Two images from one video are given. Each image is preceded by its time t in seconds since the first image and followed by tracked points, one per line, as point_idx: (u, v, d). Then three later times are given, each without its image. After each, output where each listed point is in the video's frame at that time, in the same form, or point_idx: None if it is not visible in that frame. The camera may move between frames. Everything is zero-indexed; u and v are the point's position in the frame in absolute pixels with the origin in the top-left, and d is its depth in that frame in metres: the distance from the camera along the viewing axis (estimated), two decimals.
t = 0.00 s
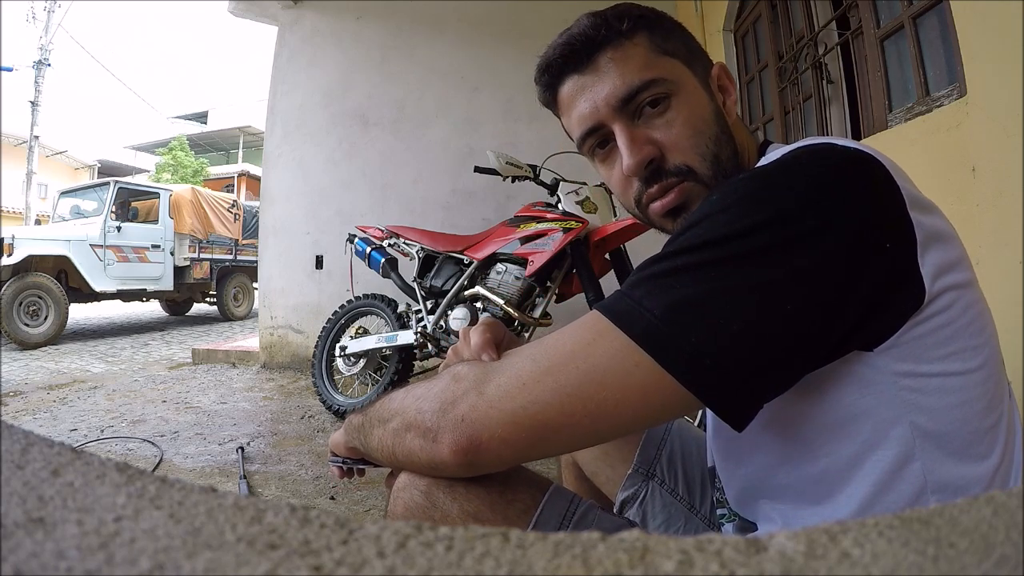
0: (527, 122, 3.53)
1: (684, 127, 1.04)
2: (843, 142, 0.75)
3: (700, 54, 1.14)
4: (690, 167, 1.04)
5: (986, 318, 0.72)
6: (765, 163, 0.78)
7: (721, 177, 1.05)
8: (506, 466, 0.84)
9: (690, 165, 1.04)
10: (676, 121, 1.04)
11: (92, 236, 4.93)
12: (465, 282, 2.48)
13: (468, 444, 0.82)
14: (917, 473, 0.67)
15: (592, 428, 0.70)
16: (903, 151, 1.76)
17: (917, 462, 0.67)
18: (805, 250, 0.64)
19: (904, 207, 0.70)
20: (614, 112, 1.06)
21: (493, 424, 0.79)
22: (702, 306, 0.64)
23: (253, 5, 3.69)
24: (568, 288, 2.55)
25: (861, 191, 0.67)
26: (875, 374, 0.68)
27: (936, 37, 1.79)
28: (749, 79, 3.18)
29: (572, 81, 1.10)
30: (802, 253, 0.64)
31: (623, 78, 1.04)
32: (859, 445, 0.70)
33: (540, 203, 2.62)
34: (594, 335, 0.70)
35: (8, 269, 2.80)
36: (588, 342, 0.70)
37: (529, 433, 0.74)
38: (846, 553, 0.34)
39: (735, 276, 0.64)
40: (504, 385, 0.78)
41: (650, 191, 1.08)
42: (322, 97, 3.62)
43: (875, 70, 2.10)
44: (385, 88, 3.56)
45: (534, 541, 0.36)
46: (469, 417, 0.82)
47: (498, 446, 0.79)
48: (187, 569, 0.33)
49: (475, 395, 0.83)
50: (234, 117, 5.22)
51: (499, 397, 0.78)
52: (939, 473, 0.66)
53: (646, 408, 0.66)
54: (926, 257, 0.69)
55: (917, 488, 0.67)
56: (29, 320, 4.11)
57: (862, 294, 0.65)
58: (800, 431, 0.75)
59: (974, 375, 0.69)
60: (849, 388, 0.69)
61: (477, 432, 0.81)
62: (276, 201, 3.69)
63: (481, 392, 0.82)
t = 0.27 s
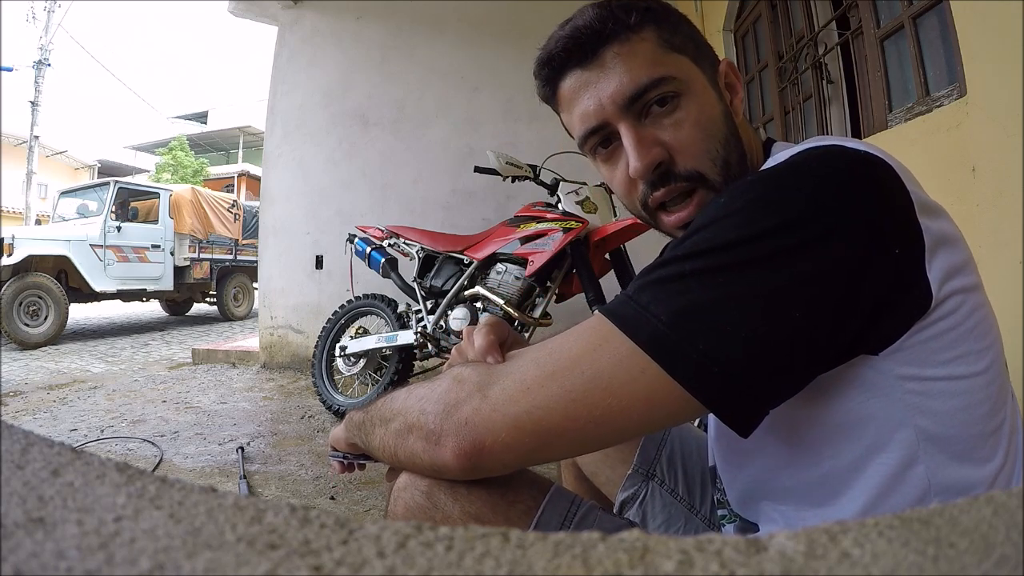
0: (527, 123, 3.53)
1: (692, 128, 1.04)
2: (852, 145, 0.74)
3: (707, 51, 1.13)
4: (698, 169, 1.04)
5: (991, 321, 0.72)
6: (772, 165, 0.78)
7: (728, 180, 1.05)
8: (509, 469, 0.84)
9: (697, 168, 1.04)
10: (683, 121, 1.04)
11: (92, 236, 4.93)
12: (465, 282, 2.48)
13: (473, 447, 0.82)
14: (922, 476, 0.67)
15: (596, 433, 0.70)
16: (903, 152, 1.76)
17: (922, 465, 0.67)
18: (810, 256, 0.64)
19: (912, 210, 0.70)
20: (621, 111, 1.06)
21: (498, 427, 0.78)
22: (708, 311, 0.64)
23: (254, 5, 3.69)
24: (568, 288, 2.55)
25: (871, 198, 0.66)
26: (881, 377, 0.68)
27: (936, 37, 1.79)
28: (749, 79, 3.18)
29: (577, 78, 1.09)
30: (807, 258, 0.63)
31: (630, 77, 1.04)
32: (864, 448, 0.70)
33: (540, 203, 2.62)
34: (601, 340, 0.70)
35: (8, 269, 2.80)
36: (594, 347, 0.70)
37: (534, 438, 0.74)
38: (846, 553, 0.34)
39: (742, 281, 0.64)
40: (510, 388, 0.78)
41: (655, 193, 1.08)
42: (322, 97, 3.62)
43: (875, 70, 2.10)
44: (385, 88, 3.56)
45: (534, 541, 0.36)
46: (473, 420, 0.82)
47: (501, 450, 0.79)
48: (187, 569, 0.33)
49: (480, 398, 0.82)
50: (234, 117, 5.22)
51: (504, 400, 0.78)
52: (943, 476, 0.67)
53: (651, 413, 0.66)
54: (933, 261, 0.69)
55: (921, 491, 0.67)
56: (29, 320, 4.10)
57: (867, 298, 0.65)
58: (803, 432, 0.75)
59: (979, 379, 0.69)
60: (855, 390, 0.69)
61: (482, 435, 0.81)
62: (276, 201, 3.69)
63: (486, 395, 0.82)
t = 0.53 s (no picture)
0: (527, 123, 3.53)
1: (692, 130, 1.04)
2: (856, 144, 0.74)
3: (707, 51, 1.13)
4: (699, 172, 1.04)
5: (995, 321, 0.72)
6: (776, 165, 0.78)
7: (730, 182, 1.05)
8: (512, 470, 0.84)
9: (698, 171, 1.05)
10: (684, 124, 1.04)
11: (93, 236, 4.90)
12: (465, 282, 2.48)
13: (475, 448, 0.82)
14: (926, 477, 0.67)
15: (600, 434, 0.70)
16: (903, 152, 1.76)
17: (926, 466, 0.67)
18: (815, 256, 0.64)
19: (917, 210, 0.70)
20: (621, 114, 1.06)
21: (502, 429, 0.78)
22: (712, 312, 0.64)
23: (253, 5, 3.69)
24: (568, 288, 2.54)
25: (876, 199, 0.66)
26: (884, 378, 0.68)
27: (936, 37, 1.79)
28: (749, 79, 3.18)
29: (577, 81, 1.09)
30: (812, 259, 0.63)
31: (630, 80, 1.04)
32: (867, 449, 0.70)
33: (540, 203, 2.62)
34: (605, 340, 0.70)
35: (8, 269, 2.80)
36: (597, 348, 0.70)
37: (537, 438, 0.74)
38: (846, 553, 0.34)
39: (747, 282, 0.64)
40: (514, 388, 0.78)
41: (657, 197, 1.08)
42: (321, 97, 3.62)
43: (875, 70, 2.10)
44: (385, 88, 3.56)
45: (534, 541, 0.36)
46: (475, 421, 0.82)
47: (504, 451, 0.79)
48: (187, 569, 0.33)
49: (483, 399, 0.82)
50: (234, 117, 5.22)
51: (507, 401, 0.78)
52: (946, 477, 0.67)
53: (655, 415, 0.66)
54: (938, 261, 0.69)
55: (925, 492, 0.67)
56: (29, 320, 4.10)
57: (872, 299, 0.65)
58: (807, 433, 0.75)
59: (983, 379, 0.69)
60: (859, 391, 0.69)
61: (485, 436, 0.81)
62: (276, 201, 3.69)
63: (488, 396, 0.81)
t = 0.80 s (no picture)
0: (528, 123, 3.53)
1: (688, 132, 1.04)
2: (852, 144, 0.74)
3: (703, 54, 1.13)
4: (695, 173, 1.04)
5: (993, 320, 0.72)
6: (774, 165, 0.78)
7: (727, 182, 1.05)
8: (511, 470, 0.84)
9: (695, 171, 1.04)
10: (679, 126, 1.04)
11: (92, 236, 4.94)
12: (464, 282, 2.48)
13: (475, 447, 0.82)
14: (925, 476, 0.67)
15: (599, 433, 0.70)
16: (903, 152, 1.76)
17: (924, 465, 0.67)
18: (814, 255, 0.64)
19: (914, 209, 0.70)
20: (616, 118, 1.06)
21: (501, 428, 0.78)
22: (711, 311, 0.64)
23: (253, 5, 3.69)
24: (568, 288, 2.54)
25: (874, 197, 0.66)
26: (881, 377, 0.68)
27: (937, 37, 1.79)
28: (749, 79, 3.17)
29: (572, 86, 1.09)
30: (811, 257, 0.64)
31: (624, 84, 1.04)
32: (866, 448, 0.70)
33: (540, 203, 2.62)
34: (603, 339, 0.70)
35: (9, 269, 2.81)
36: (596, 346, 0.70)
37: (536, 438, 0.74)
38: (846, 553, 0.34)
39: (746, 281, 0.64)
40: (512, 388, 0.78)
41: (654, 198, 1.08)
42: (322, 97, 3.62)
43: (875, 71, 2.10)
44: (385, 88, 3.56)
45: (534, 541, 0.36)
46: (474, 421, 0.82)
47: (504, 451, 0.79)
48: (187, 569, 0.32)
49: (482, 398, 0.82)
50: (234, 117, 5.22)
51: (506, 400, 0.78)
52: (945, 476, 0.67)
53: (655, 413, 0.66)
54: (935, 259, 0.69)
55: (924, 491, 0.67)
56: (29, 320, 4.10)
57: (872, 297, 0.65)
58: (805, 433, 0.75)
59: (981, 378, 0.69)
60: (857, 391, 0.69)
61: (484, 436, 0.81)
62: (275, 201, 3.69)
63: (487, 396, 0.82)
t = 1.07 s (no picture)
0: (528, 123, 3.53)
1: (685, 130, 1.04)
2: (849, 144, 0.75)
3: (702, 55, 1.13)
4: (692, 170, 1.04)
5: (989, 319, 0.72)
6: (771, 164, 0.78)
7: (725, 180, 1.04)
8: (509, 468, 0.84)
9: (691, 168, 1.04)
10: (676, 124, 1.04)
11: (92, 237, 4.94)
12: (464, 282, 2.48)
13: (473, 444, 0.82)
14: (922, 474, 0.67)
15: (596, 429, 0.70)
16: (903, 152, 1.76)
17: (921, 462, 0.67)
18: (811, 253, 0.64)
19: (909, 208, 0.70)
20: (615, 116, 1.06)
21: (499, 425, 0.79)
22: (708, 308, 0.64)
23: (253, 5, 3.69)
24: (568, 288, 2.54)
25: (870, 195, 0.67)
26: (878, 374, 0.68)
27: (937, 37, 1.79)
28: (749, 79, 3.18)
29: (573, 84, 1.10)
30: (807, 255, 0.64)
31: (623, 82, 1.04)
32: (863, 445, 0.70)
33: (540, 203, 2.62)
34: (601, 335, 0.70)
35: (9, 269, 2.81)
36: (593, 343, 0.70)
37: (533, 435, 0.74)
38: (846, 553, 0.34)
39: (743, 278, 0.64)
40: (511, 385, 0.78)
41: (652, 195, 1.08)
42: (322, 97, 3.62)
43: (875, 70, 2.10)
44: (385, 88, 3.56)
45: (534, 541, 0.36)
46: (473, 418, 0.82)
47: (502, 448, 0.79)
48: (187, 569, 0.32)
49: (480, 396, 0.82)
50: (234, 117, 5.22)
51: (503, 398, 0.78)
52: (942, 473, 0.67)
53: (652, 409, 0.66)
54: (930, 258, 0.69)
55: (921, 489, 0.67)
56: (29, 320, 4.11)
57: (869, 294, 0.65)
58: (803, 430, 0.75)
59: (978, 376, 0.69)
60: (855, 388, 0.69)
61: (482, 433, 0.81)
62: (275, 201, 3.69)
63: (486, 393, 0.82)
